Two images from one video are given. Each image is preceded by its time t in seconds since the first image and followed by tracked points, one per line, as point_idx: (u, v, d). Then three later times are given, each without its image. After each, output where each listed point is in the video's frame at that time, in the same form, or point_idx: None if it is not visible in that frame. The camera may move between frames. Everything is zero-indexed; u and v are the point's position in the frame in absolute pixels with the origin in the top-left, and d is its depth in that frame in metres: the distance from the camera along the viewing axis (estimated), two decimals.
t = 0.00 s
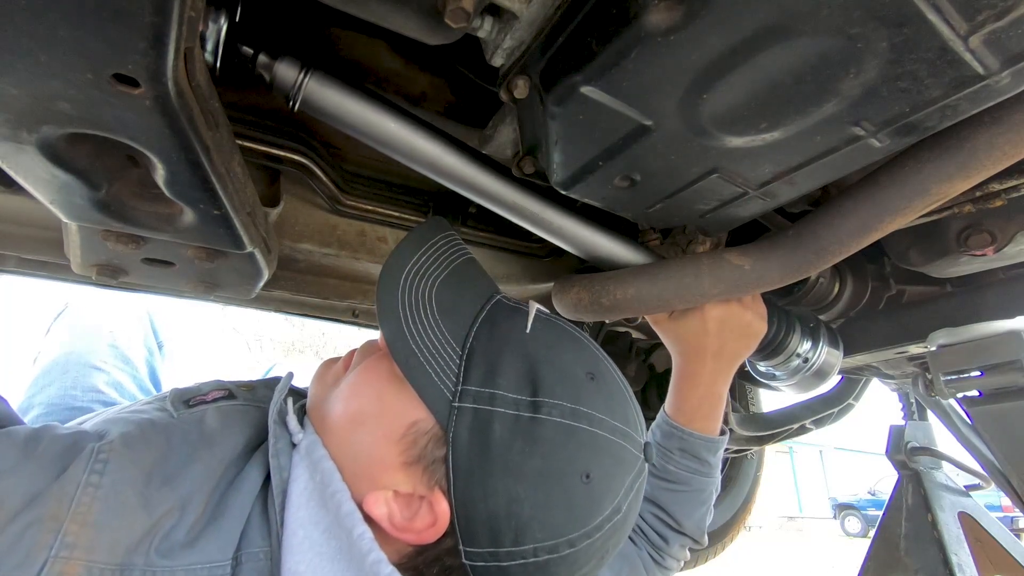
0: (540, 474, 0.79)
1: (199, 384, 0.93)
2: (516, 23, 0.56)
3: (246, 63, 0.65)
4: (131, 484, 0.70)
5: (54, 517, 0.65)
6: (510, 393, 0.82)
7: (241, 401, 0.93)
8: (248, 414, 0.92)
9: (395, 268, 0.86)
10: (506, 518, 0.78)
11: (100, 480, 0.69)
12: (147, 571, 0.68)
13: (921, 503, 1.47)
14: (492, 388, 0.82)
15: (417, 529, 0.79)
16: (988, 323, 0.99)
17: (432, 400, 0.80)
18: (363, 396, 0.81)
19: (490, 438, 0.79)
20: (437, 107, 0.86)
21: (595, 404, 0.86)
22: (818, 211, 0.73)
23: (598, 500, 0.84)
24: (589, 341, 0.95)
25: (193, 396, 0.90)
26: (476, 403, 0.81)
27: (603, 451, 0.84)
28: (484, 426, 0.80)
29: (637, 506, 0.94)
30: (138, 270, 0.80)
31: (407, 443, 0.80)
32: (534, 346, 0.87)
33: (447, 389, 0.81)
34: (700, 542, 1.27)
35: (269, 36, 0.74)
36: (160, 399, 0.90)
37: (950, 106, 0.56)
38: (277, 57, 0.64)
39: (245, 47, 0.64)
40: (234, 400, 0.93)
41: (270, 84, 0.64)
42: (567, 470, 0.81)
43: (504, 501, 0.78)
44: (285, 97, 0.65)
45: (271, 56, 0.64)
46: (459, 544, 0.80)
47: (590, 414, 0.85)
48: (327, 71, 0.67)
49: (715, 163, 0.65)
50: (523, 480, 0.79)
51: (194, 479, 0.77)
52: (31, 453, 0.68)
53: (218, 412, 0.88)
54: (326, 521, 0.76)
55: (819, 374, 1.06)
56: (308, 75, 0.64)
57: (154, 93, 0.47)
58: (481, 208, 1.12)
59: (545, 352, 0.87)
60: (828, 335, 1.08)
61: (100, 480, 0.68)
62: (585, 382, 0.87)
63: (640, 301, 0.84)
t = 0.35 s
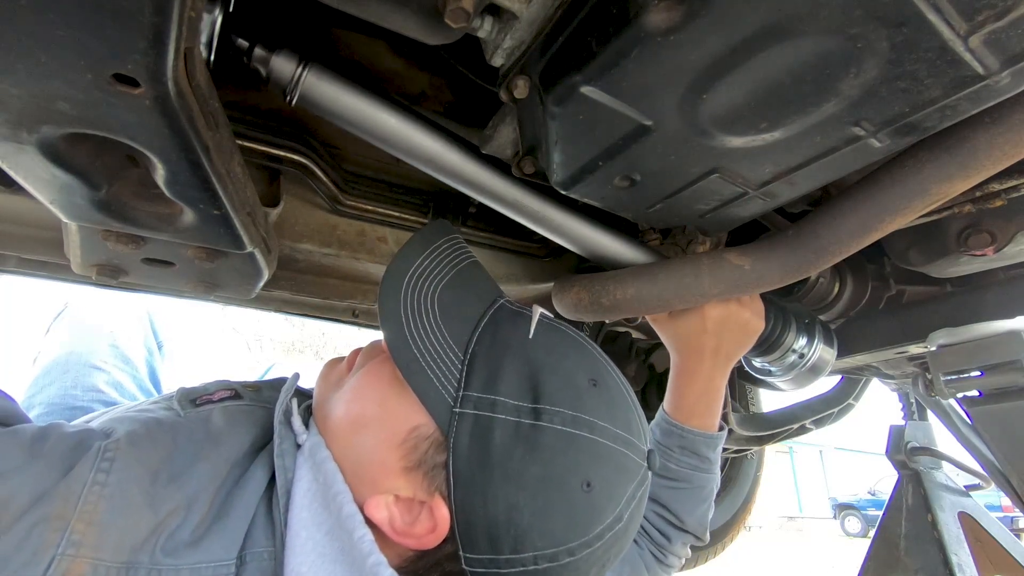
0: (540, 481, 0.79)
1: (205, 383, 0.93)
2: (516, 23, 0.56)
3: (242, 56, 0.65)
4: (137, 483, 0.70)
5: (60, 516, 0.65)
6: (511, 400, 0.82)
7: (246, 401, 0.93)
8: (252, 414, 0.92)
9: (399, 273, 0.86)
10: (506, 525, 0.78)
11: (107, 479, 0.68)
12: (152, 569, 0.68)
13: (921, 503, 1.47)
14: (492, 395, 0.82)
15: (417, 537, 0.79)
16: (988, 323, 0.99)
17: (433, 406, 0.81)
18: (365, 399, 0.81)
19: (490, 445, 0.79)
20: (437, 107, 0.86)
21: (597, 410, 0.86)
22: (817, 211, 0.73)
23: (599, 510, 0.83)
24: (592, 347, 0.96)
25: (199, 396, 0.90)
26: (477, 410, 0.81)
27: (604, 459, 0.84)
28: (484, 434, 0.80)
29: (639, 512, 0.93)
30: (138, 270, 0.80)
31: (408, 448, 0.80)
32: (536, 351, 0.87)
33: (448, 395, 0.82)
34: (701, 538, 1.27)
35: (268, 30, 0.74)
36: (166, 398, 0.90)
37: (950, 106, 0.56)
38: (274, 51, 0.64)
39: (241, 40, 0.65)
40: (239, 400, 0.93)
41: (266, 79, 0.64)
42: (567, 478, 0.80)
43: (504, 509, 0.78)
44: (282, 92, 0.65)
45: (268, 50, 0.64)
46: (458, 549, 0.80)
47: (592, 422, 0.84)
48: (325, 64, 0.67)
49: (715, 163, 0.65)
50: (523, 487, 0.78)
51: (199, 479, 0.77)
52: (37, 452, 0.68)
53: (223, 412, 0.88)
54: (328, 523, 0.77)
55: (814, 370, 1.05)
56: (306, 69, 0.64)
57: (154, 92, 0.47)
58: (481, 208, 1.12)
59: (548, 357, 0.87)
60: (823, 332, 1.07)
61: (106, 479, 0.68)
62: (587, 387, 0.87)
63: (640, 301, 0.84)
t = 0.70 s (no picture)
0: (546, 496, 0.79)
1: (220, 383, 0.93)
2: (516, 23, 0.56)
3: (228, 49, 0.65)
4: (152, 479, 0.71)
5: (77, 510, 0.65)
6: (517, 412, 0.81)
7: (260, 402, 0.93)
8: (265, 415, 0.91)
9: (405, 284, 0.85)
10: (511, 539, 0.78)
11: (125, 474, 0.69)
12: (163, 566, 0.68)
13: (921, 503, 1.47)
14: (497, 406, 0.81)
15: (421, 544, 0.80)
16: (988, 323, 0.99)
17: (439, 415, 0.80)
18: (373, 407, 0.82)
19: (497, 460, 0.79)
20: (437, 107, 0.87)
21: (603, 424, 0.86)
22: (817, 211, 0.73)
23: (603, 524, 0.84)
24: (600, 356, 0.95)
25: (214, 395, 0.89)
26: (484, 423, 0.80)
27: (609, 473, 0.84)
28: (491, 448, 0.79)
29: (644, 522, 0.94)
30: (138, 270, 0.80)
31: (416, 457, 0.80)
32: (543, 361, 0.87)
33: (455, 406, 0.81)
34: (704, 534, 1.27)
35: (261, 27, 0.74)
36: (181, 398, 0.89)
37: (950, 106, 0.56)
38: (262, 45, 0.64)
39: (227, 33, 0.64)
40: (254, 401, 0.93)
41: (255, 73, 0.64)
42: (572, 495, 0.81)
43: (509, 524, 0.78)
44: (271, 86, 0.65)
45: (256, 44, 0.64)
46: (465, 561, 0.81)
47: (597, 436, 0.84)
48: (315, 61, 0.67)
49: (715, 163, 0.65)
50: (529, 502, 0.78)
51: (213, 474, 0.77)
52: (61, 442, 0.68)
53: (239, 412, 0.88)
54: (335, 526, 0.76)
55: (808, 369, 1.06)
56: (294, 63, 0.64)
57: (154, 92, 0.47)
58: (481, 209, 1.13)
59: (556, 368, 0.87)
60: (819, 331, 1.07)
61: (124, 473, 0.69)
62: (593, 400, 0.87)
63: (639, 301, 0.84)
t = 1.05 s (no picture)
0: (549, 512, 0.79)
1: (231, 384, 0.93)
2: (516, 23, 0.56)
3: (229, 51, 0.64)
4: (162, 477, 0.71)
5: (86, 508, 0.66)
6: (523, 426, 0.81)
7: (270, 404, 0.93)
8: (274, 417, 0.92)
9: (411, 291, 0.86)
10: (516, 553, 0.78)
11: (134, 473, 0.69)
12: (172, 565, 0.69)
13: (921, 503, 1.47)
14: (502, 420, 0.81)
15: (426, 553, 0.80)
16: (988, 323, 0.99)
17: (444, 428, 0.80)
18: (380, 415, 0.82)
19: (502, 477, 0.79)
20: (437, 107, 0.86)
21: (608, 438, 0.85)
22: (817, 211, 0.74)
23: (609, 540, 0.83)
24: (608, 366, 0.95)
25: (225, 396, 0.90)
26: (489, 437, 0.80)
27: (615, 487, 0.84)
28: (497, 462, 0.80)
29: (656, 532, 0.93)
30: (138, 270, 0.80)
31: (422, 466, 0.80)
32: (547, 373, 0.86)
33: (461, 417, 0.81)
34: (699, 533, 1.26)
35: (259, 30, 0.74)
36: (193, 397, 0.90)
37: (950, 106, 0.56)
38: (261, 48, 0.63)
39: (226, 35, 0.64)
40: (264, 403, 0.93)
41: (254, 75, 0.64)
42: (575, 511, 0.80)
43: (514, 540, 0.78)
44: (269, 88, 0.65)
45: (256, 47, 0.63)
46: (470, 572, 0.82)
47: (602, 450, 0.84)
48: (312, 62, 0.67)
49: (715, 163, 0.65)
50: (534, 516, 0.78)
51: (222, 473, 0.77)
52: (71, 439, 0.69)
53: (249, 413, 0.88)
54: (341, 529, 0.76)
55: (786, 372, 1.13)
56: (294, 67, 0.64)
57: (154, 93, 0.47)
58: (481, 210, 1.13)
59: (561, 381, 0.86)
60: (793, 337, 1.16)
61: (133, 472, 0.69)
62: (598, 413, 0.86)
63: (640, 302, 0.84)
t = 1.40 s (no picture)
0: (554, 510, 0.68)
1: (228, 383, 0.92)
2: (516, 23, 0.56)
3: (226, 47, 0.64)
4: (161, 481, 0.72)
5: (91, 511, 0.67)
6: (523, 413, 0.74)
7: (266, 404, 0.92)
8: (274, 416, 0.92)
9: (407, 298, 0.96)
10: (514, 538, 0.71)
11: (132, 479, 0.71)
12: (169, 565, 0.67)
13: (921, 503, 1.47)
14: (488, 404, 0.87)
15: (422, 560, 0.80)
16: (987, 322, 0.99)
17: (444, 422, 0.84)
18: (379, 411, 0.83)
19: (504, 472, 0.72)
20: (437, 107, 0.86)
21: (626, 427, 0.68)
22: (817, 211, 0.75)
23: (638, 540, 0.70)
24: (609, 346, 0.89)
25: (224, 395, 0.90)
26: (482, 429, 0.84)
27: (624, 476, 0.67)
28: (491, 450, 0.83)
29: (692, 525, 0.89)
30: (137, 269, 0.80)
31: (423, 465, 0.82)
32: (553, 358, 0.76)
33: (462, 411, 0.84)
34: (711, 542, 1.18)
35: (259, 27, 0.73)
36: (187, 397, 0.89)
37: (950, 106, 0.56)
38: (258, 43, 0.64)
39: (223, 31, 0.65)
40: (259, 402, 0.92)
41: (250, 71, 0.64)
42: (590, 509, 0.67)
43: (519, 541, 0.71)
44: (266, 84, 0.65)
45: (253, 42, 0.63)
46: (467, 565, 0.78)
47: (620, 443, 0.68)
48: (308, 57, 0.67)
49: (714, 163, 0.65)
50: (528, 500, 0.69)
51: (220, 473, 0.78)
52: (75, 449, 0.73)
53: (249, 413, 0.89)
54: (336, 528, 0.74)
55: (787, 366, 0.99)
56: (288, 61, 0.64)
57: (154, 93, 0.48)
58: (481, 210, 1.13)
59: (578, 362, 0.73)
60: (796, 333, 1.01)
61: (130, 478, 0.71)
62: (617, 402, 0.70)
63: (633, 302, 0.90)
